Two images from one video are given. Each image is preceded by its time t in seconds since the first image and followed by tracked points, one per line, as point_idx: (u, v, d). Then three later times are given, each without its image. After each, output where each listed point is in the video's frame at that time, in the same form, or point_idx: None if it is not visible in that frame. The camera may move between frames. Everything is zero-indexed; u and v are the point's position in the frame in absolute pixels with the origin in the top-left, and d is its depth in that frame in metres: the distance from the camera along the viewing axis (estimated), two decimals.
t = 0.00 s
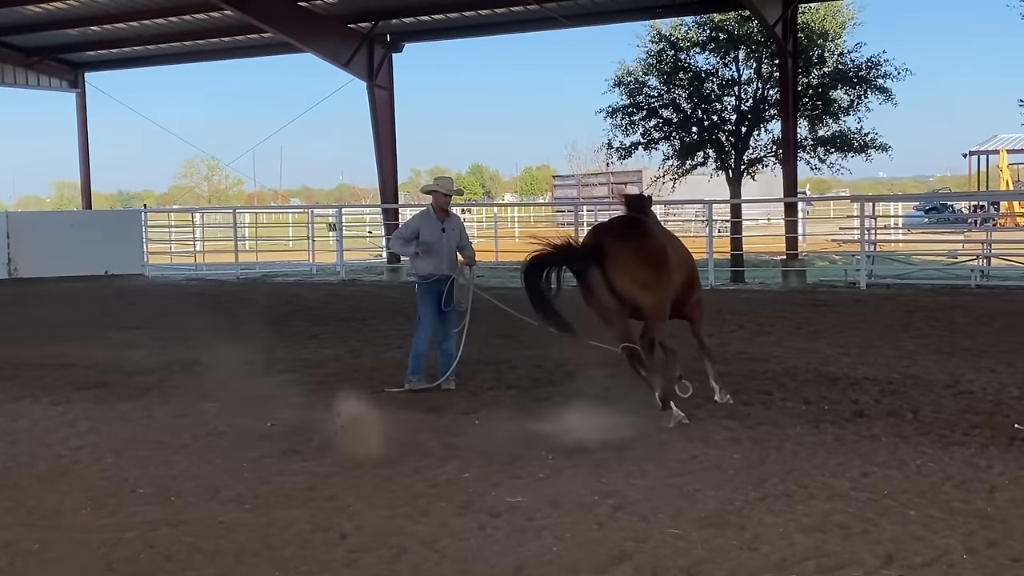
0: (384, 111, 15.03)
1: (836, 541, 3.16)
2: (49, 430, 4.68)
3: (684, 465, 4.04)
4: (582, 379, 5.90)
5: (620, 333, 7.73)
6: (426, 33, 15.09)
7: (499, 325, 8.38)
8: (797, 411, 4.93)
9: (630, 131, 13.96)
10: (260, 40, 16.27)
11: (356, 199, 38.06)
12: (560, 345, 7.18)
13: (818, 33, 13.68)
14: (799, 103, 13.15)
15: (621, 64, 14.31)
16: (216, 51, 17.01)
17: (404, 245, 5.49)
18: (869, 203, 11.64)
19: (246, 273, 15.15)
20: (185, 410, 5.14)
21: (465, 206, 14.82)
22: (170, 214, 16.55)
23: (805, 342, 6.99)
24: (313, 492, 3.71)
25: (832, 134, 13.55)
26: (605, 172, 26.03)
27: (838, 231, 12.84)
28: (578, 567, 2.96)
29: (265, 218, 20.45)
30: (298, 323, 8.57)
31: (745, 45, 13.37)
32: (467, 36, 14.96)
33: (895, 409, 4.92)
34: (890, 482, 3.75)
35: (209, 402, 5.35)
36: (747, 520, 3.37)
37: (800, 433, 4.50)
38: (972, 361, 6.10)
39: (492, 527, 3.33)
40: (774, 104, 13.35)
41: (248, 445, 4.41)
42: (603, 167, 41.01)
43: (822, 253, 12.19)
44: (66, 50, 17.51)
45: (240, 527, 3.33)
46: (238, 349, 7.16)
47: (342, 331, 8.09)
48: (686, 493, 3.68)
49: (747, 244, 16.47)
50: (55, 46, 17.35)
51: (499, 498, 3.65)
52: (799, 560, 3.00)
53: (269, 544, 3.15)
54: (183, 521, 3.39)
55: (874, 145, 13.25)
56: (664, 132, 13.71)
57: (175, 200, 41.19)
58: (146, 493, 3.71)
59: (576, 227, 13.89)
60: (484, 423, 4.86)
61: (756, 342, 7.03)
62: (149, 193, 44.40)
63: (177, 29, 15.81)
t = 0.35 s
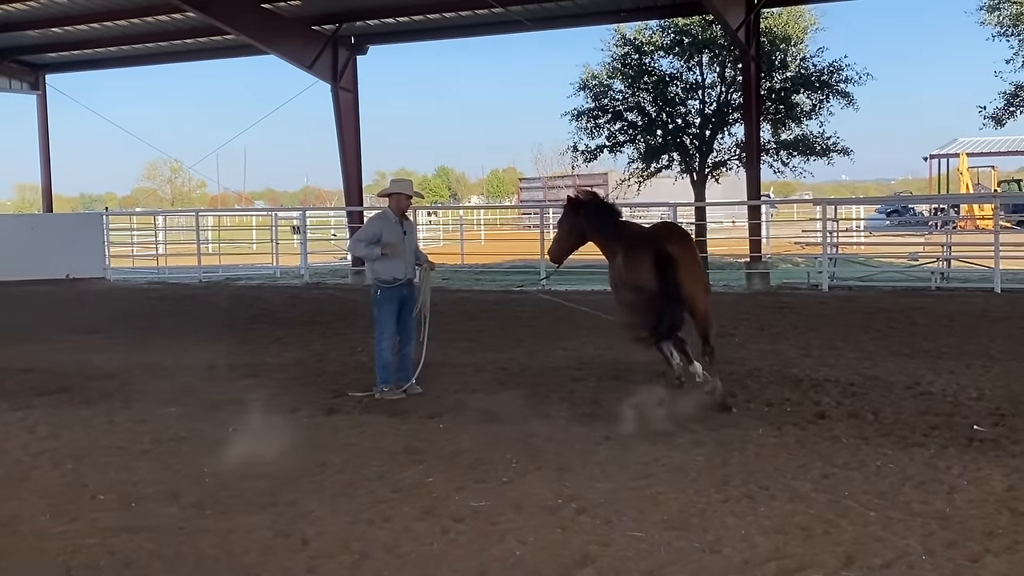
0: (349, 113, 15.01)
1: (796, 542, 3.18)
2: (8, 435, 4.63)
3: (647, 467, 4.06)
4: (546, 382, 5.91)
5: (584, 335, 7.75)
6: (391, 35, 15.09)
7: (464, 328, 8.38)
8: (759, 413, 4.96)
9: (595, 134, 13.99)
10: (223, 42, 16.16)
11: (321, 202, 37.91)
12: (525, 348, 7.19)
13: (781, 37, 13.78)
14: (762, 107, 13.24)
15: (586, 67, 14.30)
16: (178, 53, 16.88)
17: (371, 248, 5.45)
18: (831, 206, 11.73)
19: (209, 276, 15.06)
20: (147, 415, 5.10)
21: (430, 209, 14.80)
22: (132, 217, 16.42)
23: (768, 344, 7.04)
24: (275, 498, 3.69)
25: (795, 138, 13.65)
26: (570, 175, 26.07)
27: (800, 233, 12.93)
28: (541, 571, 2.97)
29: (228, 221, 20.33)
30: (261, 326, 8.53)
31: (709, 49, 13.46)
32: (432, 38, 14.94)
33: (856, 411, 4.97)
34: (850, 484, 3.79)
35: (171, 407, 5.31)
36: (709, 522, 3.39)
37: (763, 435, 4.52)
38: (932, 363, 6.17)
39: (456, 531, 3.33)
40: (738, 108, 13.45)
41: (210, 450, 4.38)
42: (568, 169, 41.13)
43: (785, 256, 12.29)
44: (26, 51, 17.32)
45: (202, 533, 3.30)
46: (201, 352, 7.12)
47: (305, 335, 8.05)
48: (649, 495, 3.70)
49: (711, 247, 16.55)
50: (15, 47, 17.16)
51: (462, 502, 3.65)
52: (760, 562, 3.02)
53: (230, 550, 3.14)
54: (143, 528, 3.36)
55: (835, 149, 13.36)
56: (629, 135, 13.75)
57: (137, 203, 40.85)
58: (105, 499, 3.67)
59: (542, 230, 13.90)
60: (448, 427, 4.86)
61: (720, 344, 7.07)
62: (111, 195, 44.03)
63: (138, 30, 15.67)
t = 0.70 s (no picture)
0: (325, 115, 14.96)
1: (773, 544, 3.19)
2: None
3: (624, 469, 4.06)
4: (524, 384, 5.90)
5: (561, 338, 7.75)
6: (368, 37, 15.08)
7: (441, 330, 8.36)
8: (735, 415, 4.97)
9: (572, 136, 14.00)
10: (198, 44, 16.09)
11: (298, 205, 37.77)
12: (502, 351, 7.18)
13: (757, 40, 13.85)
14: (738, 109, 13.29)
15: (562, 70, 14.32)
16: (153, 54, 16.79)
17: (376, 249, 5.44)
18: (807, 208, 11.78)
19: (185, 278, 14.97)
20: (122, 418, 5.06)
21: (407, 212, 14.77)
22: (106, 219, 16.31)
23: (745, 345, 7.06)
24: (251, 501, 3.67)
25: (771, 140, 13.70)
26: (547, 177, 26.07)
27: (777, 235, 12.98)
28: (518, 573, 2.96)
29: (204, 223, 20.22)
30: (238, 329, 8.49)
31: (686, 52, 13.52)
32: (408, 40, 14.93)
33: (832, 412, 4.99)
34: (826, 485, 3.80)
35: (146, 410, 5.27)
36: (686, 524, 3.39)
37: (739, 437, 4.54)
38: (907, 364, 6.20)
39: (432, 534, 3.32)
40: (714, 110, 13.51)
41: (186, 453, 4.35)
42: (545, 171, 41.18)
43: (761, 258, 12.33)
44: None
45: (177, 537, 3.28)
46: (177, 356, 7.07)
47: (281, 337, 8.02)
48: (626, 497, 3.70)
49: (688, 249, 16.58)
50: None
51: (439, 505, 3.64)
52: (737, 563, 3.03)
53: (206, 554, 3.12)
54: (118, 532, 3.33)
55: (811, 151, 13.43)
56: (606, 137, 13.76)
57: (112, 206, 40.61)
58: (79, 503, 3.64)
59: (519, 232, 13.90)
60: (425, 429, 4.84)
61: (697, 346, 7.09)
62: (85, 198, 43.74)
63: (113, 31, 15.56)
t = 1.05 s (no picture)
0: (317, 116, 14.95)
1: (764, 545, 3.20)
2: None
3: (616, 470, 4.07)
4: (516, 385, 5.91)
5: (553, 338, 7.76)
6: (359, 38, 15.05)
7: (434, 331, 8.36)
8: (727, 416, 4.98)
9: (564, 138, 14.01)
10: (190, 44, 16.06)
11: (290, 206, 37.74)
12: (495, 352, 7.18)
13: (749, 42, 13.88)
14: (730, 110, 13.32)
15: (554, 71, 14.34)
16: (145, 55, 16.76)
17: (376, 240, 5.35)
18: (799, 209, 11.79)
19: (178, 279, 14.95)
20: (114, 419, 5.06)
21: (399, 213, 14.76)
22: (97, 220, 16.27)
23: (737, 347, 7.08)
24: (242, 502, 3.67)
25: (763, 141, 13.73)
26: (539, 179, 26.10)
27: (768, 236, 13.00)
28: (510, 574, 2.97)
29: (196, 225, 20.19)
30: (230, 331, 8.48)
31: (677, 53, 13.53)
32: (401, 42, 14.93)
33: (824, 413, 5.00)
34: (817, 486, 3.81)
35: (138, 411, 5.27)
36: (678, 525, 3.39)
37: (731, 438, 4.54)
38: (898, 366, 6.22)
39: (424, 535, 3.32)
40: (706, 112, 13.52)
41: (178, 454, 4.35)
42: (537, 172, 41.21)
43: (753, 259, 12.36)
44: None
45: (169, 539, 3.28)
46: (169, 357, 7.07)
47: (273, 338, 8.02)
48: (618, 498, 3.71)
49: (680, 251, 16.61)
50: None
51: (431, 506, 3.64)
52: (729, 564, 3.04)
53: (198, 556, 3.11)
54: (110, 533, 3.33)
55: (803, 153, 13.46)
56: (598, 139, 13.77)
57: (104, 207, 40.57)
58: (71, 504, 3.64)
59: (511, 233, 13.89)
60: (417, 430, 4.84)
61: (689, 347, 7.10)
62: (76, 198, 43.67)
63: (105, 32, 15.53)
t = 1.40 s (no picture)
0: (324, 117, 14.96)
1: (771, 545, 3.19)
2: None
3: (622, 470, 4.07)
4: (522, 386, 5.91)
5: (560, 339, 7.75)
6: (365, 38, 15.04)
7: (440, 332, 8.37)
8: (733, 417, 4.97)
9: (570, 138, 14.00)
10: (197, 45, 16.09)
11: (296, 206, 37.80)
12: (501, 352, 7.18)
13: (755, 42, 13.87)
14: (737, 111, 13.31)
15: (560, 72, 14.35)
16: (152, 55, 16.78)
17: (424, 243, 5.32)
18: (805, 210, 11.77)
19: (184, 279, 14.97)
20: (121, 419, 5.06)
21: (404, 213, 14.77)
22: (104, 220, 16.30)
23: (744, 347, 7.06)
24: (249, 502, 3.68)
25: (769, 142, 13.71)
26: (545, 179, 26.10)
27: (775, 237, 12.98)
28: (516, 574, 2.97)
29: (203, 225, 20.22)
30: (236, 331, 8.49)
31: (684, 54, 13.51)
32: (407, 42, 14.95)
33: (830, 414, 4.99)
34: (824, 487, 3.80)
35: (145, 411, 5.28)
36: (684, 526, 3.39)
37: (737, 439, 4.54)
38: (905, 367, 6.21)
39: (431, 535, 3.32)
40: (713, 112, 13.49)
41: (184, 454, 4.35)
42: (543, 173, 41.25)
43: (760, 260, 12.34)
44: None
45: (176, 538, 3.28)
46: (176, 357, 7.08)
47: (278, 338, 8.01)
48: (625, 498, 3.70)
49: (686, 252, 16.59)
50: None
51: (438, 505, 3.64)
52: (735, 564, 3.03)
53: (205, 555, 3.11)
54: (117, 533, 3.33)
55: (810, 153, 13.44)
56: (605, 139, 13.77)
57: (110, 207, 40.66)
58: (79, 504, 3.64)
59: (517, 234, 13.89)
60: (423, 430, 4.85)
61: (695, 348, 7.09)
62: (83, 198, 43.76)
63: (112, 32, 15.56)
